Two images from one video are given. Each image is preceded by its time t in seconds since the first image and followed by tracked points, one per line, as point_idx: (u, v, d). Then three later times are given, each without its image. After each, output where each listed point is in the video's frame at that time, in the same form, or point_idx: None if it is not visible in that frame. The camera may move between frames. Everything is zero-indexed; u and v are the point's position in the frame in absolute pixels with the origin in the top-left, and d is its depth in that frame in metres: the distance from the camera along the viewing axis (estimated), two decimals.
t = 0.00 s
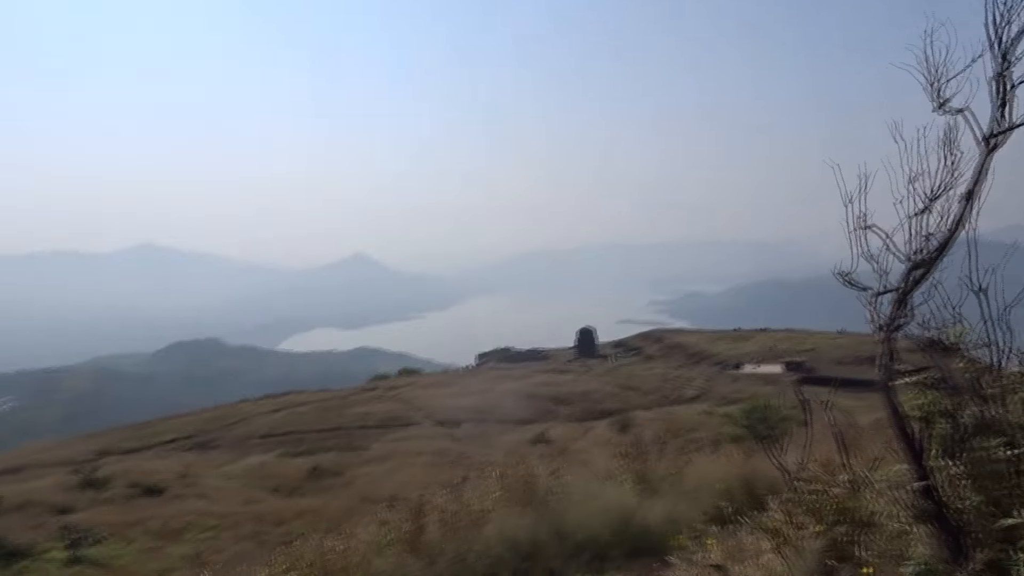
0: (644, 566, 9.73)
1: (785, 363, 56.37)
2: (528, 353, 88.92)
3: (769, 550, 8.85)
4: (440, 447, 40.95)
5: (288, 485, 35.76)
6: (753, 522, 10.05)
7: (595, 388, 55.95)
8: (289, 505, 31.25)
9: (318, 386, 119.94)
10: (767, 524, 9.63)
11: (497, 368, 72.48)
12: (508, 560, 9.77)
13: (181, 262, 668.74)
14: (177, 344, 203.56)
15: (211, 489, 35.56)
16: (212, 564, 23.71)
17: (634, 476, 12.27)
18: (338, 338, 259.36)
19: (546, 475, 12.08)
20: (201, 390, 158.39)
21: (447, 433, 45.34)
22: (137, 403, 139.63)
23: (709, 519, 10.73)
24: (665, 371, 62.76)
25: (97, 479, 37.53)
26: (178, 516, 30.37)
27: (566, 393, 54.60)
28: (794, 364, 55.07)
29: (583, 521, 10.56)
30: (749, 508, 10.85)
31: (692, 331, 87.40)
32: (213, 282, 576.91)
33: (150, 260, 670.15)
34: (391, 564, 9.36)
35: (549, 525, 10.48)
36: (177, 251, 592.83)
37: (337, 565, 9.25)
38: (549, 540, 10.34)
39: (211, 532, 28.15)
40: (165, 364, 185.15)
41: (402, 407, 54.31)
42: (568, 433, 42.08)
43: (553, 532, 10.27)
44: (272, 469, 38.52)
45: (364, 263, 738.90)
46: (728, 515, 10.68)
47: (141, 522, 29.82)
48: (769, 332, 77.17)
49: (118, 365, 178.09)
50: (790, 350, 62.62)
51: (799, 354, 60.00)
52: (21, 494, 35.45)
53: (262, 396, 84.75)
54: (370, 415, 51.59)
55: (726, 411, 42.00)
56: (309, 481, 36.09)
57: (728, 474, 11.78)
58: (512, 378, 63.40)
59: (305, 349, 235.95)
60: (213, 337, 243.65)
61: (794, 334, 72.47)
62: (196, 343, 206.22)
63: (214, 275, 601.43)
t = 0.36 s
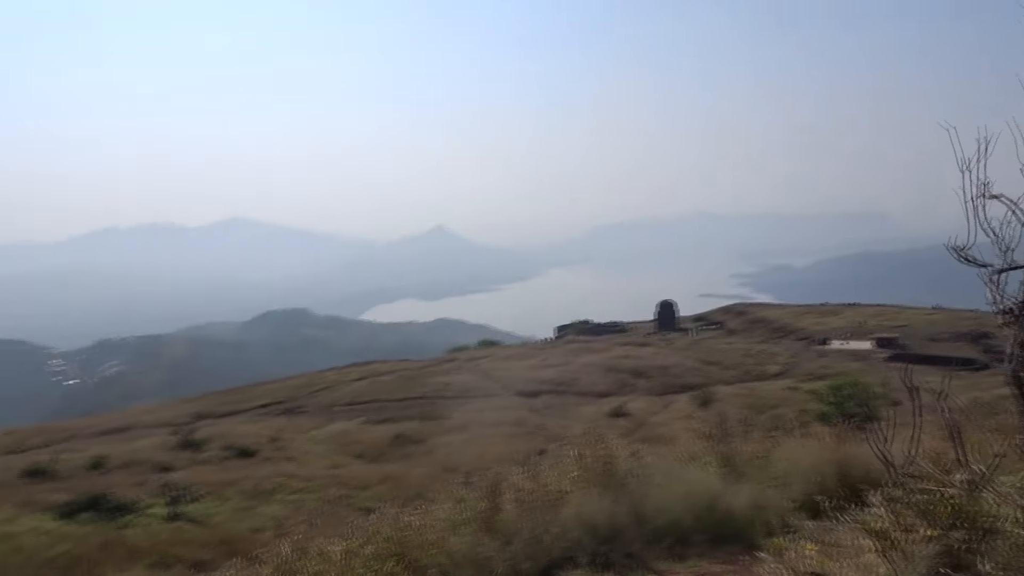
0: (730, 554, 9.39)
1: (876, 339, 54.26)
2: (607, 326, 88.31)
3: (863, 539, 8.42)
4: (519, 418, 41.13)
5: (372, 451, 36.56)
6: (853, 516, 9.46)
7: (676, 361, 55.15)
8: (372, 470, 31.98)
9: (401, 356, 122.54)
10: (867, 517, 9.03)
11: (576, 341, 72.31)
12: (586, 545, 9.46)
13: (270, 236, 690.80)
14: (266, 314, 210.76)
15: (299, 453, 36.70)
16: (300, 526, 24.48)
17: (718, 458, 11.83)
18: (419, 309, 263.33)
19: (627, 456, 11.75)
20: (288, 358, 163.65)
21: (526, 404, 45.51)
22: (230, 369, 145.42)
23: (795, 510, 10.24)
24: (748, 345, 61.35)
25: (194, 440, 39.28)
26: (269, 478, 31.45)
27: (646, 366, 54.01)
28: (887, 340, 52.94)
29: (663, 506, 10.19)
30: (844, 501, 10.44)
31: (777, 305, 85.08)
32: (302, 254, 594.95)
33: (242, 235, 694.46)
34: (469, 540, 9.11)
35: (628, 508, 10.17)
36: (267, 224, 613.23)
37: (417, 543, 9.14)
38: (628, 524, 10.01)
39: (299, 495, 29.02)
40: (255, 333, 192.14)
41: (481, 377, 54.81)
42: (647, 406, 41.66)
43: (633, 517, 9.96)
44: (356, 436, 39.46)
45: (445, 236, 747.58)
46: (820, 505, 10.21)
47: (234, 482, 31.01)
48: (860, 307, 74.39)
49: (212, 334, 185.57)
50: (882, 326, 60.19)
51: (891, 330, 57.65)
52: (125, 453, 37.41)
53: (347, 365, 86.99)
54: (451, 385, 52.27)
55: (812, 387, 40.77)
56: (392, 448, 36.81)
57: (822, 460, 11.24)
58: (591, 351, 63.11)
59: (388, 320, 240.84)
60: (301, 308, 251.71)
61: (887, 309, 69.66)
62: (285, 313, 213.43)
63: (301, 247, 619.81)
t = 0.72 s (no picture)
0: (828, 548, 8.74)
1: (976, 327, 51.59)
2: (691, 307, 86.90)
3: (969, 535, 7.63)
4: (598, 398, 40.93)
5: (452, 426, 37.04)
6: (961, 518, 8.55)
7: (761, 344, 53.86)
8: (452, 445, 32.42)
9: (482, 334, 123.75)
10: (979, 520, 8.15)
11: (658, 322, 71.35)
12: (670, 533, 8.88)
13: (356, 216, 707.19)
14: (353, 291, 216.42)
15: (382, 426, 37.54)
16: (382, 498, 25.03)
17: (809, 449, 11.43)
18: (500, 287, 265.53)
19: (714, 444, 11.21)
20: (373, 333, 167.77)
21: (607, 384, 45.27)
22: (317, 343, 150.27)
23: (895, 507, 9.41)
24: (838, 330, 59.29)
25: (283, 410, 40.60)
26: (353, 449, 32.22)
27: (730, 349, 52.94)
28: (990, 328, 50.25)
29: (752, 497, 9.41)
30: (952, 501, 9.85)
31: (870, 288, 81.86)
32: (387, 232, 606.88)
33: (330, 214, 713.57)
34: (553, 522, 8.78)
35: (714, 498, 9.46)
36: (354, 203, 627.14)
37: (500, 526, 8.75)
38: (713, 511, 9.34)
39: (381, 466, 29.77)
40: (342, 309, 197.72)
41: (561, 357, 54.73)
42: (730, 390, 40.84)
43: (719, 507, 9.28)
44: (437, 411, 40.08)
45: (527, 215, 748.78)
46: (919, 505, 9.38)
47: (321, 452, 31.96)
48: (960, 292, 70.90)
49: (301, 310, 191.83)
50: (985, 313, 57.15)
51: (994, 317, 54.68)
52: (218, 421, 38.98)
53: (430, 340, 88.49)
54: (531, 364, 52.39)
55: (906, 376, 39.07)
56: (472, 424, 37.23)
57: (923, 456, 10.61)
58: (674, 332, 62.26)
59: (470, 298, 243.68)
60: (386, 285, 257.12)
61: (990, 295, 66.07)
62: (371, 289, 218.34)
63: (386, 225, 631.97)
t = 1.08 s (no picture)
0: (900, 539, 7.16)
1: None
2: (754, 292, 85.51)
3: None
4: (658, 382, 40.56)
5: (511, 407, 37.25)
6: None
7: (826, 331, 52.67)
8: (510, 426, 32.59)
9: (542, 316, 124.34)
10: None
11: (720, 306, 70.39)
12: (738, 518, 6.83)
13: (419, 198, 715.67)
14: (414, 272, 219.61)
15: (441, 405, 38.01)
16: (442, 477, 25.38)
17: (884, 436, 10.95)
18: (560, 271, 265.94)
19: (786, 425, 9.41)
20: (434, 313, 170.09)
21: (666, 368, 44.85)
22: (379, 322, 153.23)
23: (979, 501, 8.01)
24: (908, 318, 57.56)
25: (345, 387, 41.45)
26: (413, 428, 32.66)
27: (794, 335, 51.90)
28: None
29: (823, 483, 7.95)
30: None
31: (943, 275, 79.23)
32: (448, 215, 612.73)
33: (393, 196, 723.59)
34: (614, 502, 6.97)
35: (783, 484, 7.96)
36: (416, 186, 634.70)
37: (564, 502, 7.18)
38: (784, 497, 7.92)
39: (440, 445, 30.12)
40: (403, 289, 200.93)
41: (621, 340, 54.43)
42: (794, 377, 40.04)
43: (790, 493, 7.87)
44: (496, 392, 40.36)
45: (587, 197, 746.29)
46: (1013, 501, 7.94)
47: (382, 429, 32.56)
48: None
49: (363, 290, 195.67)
50: None
51: None
52: (284, 396, 40.05)
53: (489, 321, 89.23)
54: (590, 346, 52.21)
55: (981, 366, 37.64)
56: (530, 405, 37.40)
57: (1008, 447, 10.05)
58: (736, 317, 61.38)
59: (530, 280, 244.76)
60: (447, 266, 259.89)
61: None
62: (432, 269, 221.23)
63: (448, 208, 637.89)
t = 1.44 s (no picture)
0: (987, 531, 6.61)
1: None
2: (820, 274, 83.41)
3: None
4: (719, 365, 40.01)
5: (569, 386, 37.27)
6: None
7: (896, 315, 51.13)
8: (568, 405, 32.58)
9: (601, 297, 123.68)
10: None
11: (784, 289, 68.97)
12: (812, 504, 6.70)
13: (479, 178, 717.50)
14: (474, 250, 220.94)
15: (500, 383, 38.25)
16: (500, 455, 25.56)
17: (964, 424, 10.36)
18: (621, 252, 264.04)
19: (860, 409, 8.93)
20: (493, 292, 171.00)
21: (727, 351, 44.23)
22: (439, 299, 154.81)
23: None
24: (983, 302, 55.43)
25: (406, 363, 42.05)
26: (472, 404, 32.95)
27: (862, 318, 50.52)
28: None
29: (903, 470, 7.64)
30: None
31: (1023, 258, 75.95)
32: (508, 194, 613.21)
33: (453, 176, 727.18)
34: (683, 485, 6.86)
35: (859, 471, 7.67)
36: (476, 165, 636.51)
37: (634, 482, 7.14)
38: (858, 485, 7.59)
39: (499, 422, 30.32)
40: (463, 268, 202.46)
41: (682, 321, 53.83)
42: (860, 362, 38.99)
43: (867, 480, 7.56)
44: (554, 371, 40.42)
45: (649, 178, 737.59)
46: None
47: (441, 405, 32.97)
48: None
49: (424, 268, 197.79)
50: None
51: None
52: (346, 371, 40.87)
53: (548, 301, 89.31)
54: (650, 327, 51.78)
55: None
56: (588, 385, 37.36)
57: None
58: (801, 300, 60.02)
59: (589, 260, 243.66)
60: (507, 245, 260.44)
61: None
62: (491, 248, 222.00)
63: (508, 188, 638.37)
